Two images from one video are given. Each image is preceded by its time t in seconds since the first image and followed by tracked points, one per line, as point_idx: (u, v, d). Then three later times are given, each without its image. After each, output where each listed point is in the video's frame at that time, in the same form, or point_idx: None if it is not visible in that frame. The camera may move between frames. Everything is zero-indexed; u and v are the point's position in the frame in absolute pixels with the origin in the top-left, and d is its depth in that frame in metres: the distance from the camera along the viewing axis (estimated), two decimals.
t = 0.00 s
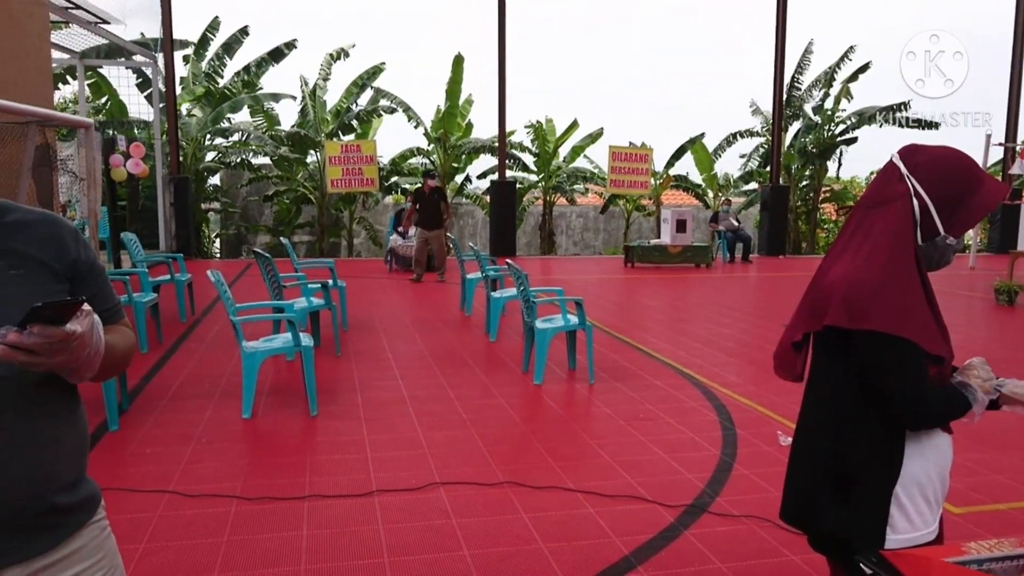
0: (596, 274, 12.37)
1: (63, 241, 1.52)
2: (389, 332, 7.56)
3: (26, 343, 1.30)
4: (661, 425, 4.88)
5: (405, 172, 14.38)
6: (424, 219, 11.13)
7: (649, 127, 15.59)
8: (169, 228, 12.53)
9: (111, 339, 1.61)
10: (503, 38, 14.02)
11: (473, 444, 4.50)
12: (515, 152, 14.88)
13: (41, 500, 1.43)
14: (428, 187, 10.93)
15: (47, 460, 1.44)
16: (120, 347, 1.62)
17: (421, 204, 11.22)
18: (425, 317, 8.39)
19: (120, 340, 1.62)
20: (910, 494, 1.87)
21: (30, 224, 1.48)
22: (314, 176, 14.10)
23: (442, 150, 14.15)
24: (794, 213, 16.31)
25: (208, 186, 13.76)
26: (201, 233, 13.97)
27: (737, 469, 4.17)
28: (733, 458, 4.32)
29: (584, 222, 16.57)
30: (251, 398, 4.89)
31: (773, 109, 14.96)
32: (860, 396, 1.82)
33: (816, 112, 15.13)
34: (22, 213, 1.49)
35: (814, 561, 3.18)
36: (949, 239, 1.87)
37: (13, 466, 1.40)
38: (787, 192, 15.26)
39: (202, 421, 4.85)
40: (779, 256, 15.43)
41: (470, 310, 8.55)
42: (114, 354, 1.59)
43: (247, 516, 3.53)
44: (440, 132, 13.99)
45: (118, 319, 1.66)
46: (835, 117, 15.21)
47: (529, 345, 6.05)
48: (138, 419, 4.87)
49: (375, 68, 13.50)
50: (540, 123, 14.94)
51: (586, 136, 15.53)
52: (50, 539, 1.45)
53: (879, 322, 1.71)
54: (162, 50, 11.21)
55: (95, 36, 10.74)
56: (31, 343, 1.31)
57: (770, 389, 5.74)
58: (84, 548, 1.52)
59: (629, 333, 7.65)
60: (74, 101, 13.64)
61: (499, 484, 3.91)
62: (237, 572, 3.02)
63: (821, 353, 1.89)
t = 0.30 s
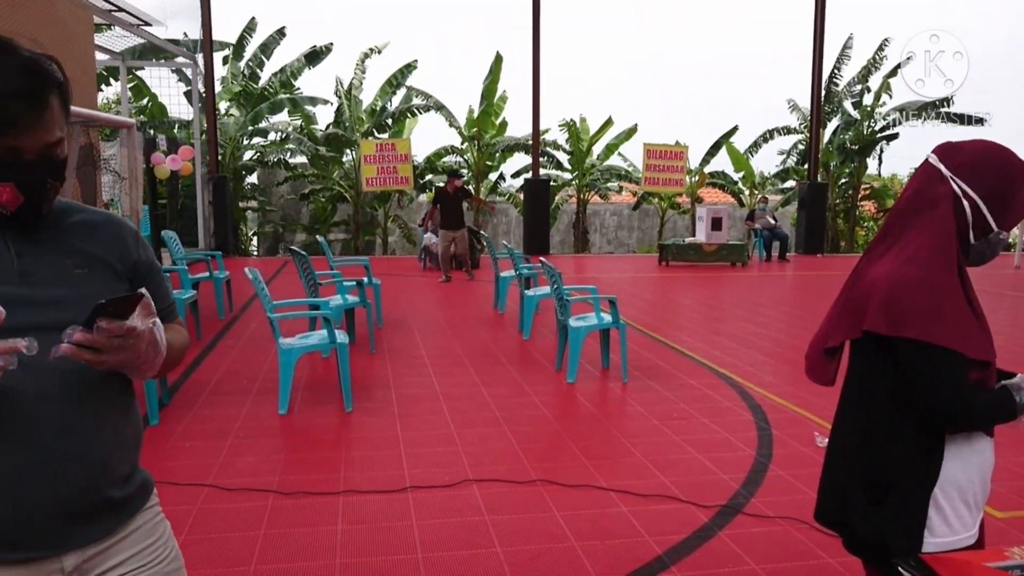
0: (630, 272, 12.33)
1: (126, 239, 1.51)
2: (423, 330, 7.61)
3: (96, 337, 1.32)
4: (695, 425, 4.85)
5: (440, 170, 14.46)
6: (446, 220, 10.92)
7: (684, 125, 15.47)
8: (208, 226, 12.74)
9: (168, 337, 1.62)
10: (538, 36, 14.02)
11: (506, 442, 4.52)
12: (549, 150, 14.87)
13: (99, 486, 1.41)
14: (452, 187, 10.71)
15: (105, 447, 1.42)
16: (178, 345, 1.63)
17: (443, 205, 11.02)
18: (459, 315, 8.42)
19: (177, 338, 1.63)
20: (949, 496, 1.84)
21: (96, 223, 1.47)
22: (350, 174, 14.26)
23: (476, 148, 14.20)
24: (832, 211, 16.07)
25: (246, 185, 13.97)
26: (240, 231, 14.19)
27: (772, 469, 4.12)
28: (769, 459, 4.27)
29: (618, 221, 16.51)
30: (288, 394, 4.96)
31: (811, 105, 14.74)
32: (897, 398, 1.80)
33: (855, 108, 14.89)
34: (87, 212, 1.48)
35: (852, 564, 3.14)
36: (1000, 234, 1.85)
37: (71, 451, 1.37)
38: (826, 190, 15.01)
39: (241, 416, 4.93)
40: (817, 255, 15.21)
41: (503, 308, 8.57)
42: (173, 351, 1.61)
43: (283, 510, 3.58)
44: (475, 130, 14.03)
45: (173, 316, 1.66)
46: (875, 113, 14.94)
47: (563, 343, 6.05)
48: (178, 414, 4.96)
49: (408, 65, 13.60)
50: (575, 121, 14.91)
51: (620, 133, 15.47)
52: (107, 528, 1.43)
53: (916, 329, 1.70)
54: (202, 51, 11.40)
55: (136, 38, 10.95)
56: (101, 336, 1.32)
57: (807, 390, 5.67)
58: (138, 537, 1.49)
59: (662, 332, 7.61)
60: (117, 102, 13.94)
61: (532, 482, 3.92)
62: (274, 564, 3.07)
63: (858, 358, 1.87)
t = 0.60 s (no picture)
0: (667, 271, 12.25)
1: (203, 238, 1.55)
2: (459, 328, 7.65)
3: (195, 330, 1.36)
4: (733, 425, 4.81)
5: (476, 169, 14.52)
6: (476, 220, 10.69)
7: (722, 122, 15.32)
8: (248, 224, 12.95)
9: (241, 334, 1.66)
10: (574, 34, 13.99)
11: (542, 440, 4.54)
12: (585, 148, 14.84)
13: (181, 471, 1.41)
14: (485, 185, 10.51)
15: (186, 432, 1.43)
16: (249, 342, 1.67)
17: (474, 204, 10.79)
18: (495, 313, 8.45)
19: (248, 336, 1.68)
20: (996, 501, 1.80)
21: (178, 223, 1.50)
22: (387, 173, 14.40)
23: (513, 147, 14.22)
24: (874, 209, 15.80)
25: (286, 184, 14.17)
26: (279, 230, 14.40)
27: (811, 471, 4.07)
28: (808, 460, 4.22)
29: (655, 219, 16.42)
30: (326, 391, 5.03)
31: (853, 101, 14.49)
32: (942, 403, 1.80)
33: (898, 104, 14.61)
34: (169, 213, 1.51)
35: (893, 569, 3.09)
36: None
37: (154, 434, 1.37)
38: (867, 188, 14.74)
39: (281, 412, 5.02)
40: (859, 254, 14.94)
41: (539, 307, 8.58)
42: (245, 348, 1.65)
43: (322, 505, 3.63)
44: (511, 129, 14.06)
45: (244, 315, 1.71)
46: (920, 109, 14.63)
47: (598, 342, 6.04)
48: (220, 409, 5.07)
49: (445, 64, 13.68)
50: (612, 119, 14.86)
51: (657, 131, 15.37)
52: (186, 513, 1.43)
53: (968, 336, 1.71)
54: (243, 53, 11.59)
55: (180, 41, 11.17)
56: (201, 332, 1.38)
57: (847, 391, 5.58)
58: (213, 524, 1.50)
59: (699, 331, 7.55)
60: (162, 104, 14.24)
61: (568, 481, 3.92)
62: (313, 558, 3.12)
63: (904, 364, 1.88)
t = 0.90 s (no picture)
0: (706, 269, 12.13)
1: (281, 235, 1.58)
2: (497, 326, 7.67)
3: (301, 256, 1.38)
4: (773, 425, 4.75)
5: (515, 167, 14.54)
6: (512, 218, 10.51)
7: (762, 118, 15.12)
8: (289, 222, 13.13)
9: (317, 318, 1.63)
10: (613, 31, 13.91)
11: (580, 438, 4.53)
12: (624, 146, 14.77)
13: (260, 452, 1.43)
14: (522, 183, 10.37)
15: (265, 414, 1.44)
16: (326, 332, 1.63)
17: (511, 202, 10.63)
18: (533, 311, 8.45)
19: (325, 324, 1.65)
20: None
21: (260, 220, 1.54)
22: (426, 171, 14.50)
23: (551, 145, 14.20)
24: (920, 207, 15.46)
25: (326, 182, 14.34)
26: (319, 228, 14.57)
27: (854, 473, 4.00)
28: (851, 462, 4.15)
29: (694, 217, 16.27)
30: (365, 387, 5.09)
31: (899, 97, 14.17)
32: (988, 407, 2.02)
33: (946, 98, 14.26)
34: (251, 211, 1.54)
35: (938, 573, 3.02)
36: None
37: (238, 410, 1.39)
38: (914, 184, 14.41)
39: (321, 408, 5.09)
40: (904, 252, 14.63)
41: (577, 305, 8.56)
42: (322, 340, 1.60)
43: (361, 500, 3.67)
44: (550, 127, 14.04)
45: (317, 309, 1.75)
46: (969, 103, 14.24)
47: (636, 340, 6.01)
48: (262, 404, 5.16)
49: (484, 62, 13.71)
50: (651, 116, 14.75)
51: (697, 128, 15.22)
52: (261, 495, 1.44)
53: (1015, 336, 1.92)
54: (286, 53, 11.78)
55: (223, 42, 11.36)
56: (305, 272, 1.40)
57: (892, 392, 5.48)
58: (284, 507, 1.50)
59: (739, 330, 7.47)
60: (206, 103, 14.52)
61: (605, 480, 3.92)
62: (352, 552, 3.16)
63: (952, 366, 2.09)
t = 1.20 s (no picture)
0: (750, 267, 11.97)
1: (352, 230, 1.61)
2: (539, 323, 7.69)
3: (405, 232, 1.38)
4: (818, 425, 4.68)
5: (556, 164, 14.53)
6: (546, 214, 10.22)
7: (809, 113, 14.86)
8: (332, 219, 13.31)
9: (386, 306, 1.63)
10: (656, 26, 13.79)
11: (621, 436, 4.52)
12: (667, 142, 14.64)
13: (324, 440, 1.45)
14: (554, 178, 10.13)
15: (331, 403, 1.46)
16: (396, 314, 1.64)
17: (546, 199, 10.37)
18: (574, 308, 8.44)
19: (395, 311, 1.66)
20: None
21: (334, 217, 1.57)
22: (467, 168, 14.57)
23: (592, 142, 14.14)
24: (973, 203, 15.05)
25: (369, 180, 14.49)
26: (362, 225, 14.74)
27: (902, 475, 3.92)
28: (898, 464, 4.07)
29: (738, 214, 16.08)
30: (407, 382, 5.14)
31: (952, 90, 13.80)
32: None
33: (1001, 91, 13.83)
34: (324, 208, 1.57)
35: None
36: None
37: (304, 396, 1.42)
38: (967, 180, 14.03)
39: (365, 402, 5.16)
40: (955, 250, 14.26)
41: (619, 302, 8.52)
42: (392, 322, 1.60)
43: (403, 494, 3.72)
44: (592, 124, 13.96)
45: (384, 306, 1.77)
46: None
47: (679, 338, 5.97)
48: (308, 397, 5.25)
49: (526, 59, 13.71)
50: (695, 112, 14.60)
51: (741, 124, 15.02)
52: (323, 482, 1.46)
53: None
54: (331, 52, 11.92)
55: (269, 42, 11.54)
56: (395, 243, 1.38)
57: (942, 392, 5.35)
58: (343, 496, 1.51)
59: (784, 329, 7.37)
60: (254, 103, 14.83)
61: (646, 478, 3.90)
62: (395, 545, 3.20)
63: (1001, 362, 2.10)
